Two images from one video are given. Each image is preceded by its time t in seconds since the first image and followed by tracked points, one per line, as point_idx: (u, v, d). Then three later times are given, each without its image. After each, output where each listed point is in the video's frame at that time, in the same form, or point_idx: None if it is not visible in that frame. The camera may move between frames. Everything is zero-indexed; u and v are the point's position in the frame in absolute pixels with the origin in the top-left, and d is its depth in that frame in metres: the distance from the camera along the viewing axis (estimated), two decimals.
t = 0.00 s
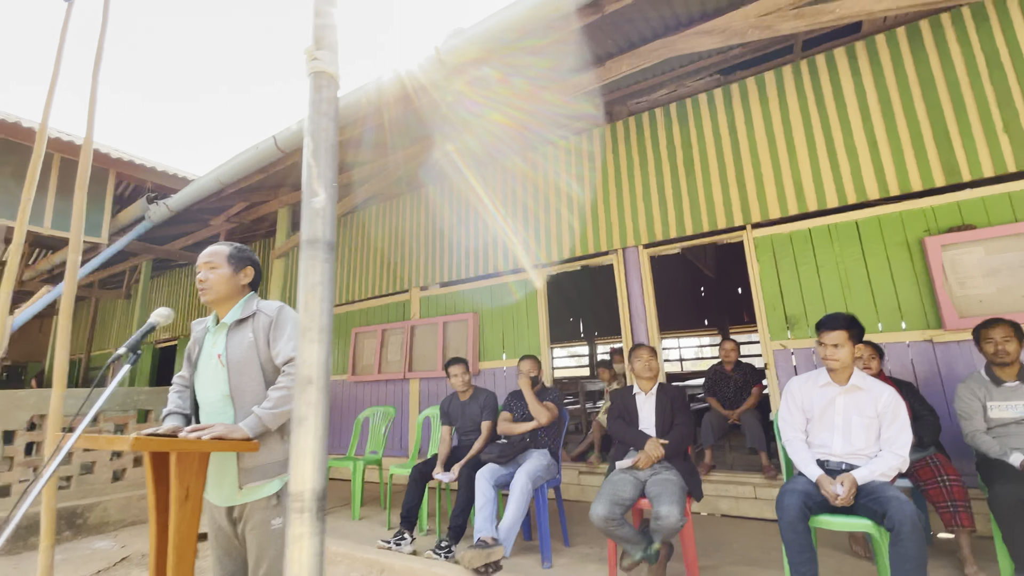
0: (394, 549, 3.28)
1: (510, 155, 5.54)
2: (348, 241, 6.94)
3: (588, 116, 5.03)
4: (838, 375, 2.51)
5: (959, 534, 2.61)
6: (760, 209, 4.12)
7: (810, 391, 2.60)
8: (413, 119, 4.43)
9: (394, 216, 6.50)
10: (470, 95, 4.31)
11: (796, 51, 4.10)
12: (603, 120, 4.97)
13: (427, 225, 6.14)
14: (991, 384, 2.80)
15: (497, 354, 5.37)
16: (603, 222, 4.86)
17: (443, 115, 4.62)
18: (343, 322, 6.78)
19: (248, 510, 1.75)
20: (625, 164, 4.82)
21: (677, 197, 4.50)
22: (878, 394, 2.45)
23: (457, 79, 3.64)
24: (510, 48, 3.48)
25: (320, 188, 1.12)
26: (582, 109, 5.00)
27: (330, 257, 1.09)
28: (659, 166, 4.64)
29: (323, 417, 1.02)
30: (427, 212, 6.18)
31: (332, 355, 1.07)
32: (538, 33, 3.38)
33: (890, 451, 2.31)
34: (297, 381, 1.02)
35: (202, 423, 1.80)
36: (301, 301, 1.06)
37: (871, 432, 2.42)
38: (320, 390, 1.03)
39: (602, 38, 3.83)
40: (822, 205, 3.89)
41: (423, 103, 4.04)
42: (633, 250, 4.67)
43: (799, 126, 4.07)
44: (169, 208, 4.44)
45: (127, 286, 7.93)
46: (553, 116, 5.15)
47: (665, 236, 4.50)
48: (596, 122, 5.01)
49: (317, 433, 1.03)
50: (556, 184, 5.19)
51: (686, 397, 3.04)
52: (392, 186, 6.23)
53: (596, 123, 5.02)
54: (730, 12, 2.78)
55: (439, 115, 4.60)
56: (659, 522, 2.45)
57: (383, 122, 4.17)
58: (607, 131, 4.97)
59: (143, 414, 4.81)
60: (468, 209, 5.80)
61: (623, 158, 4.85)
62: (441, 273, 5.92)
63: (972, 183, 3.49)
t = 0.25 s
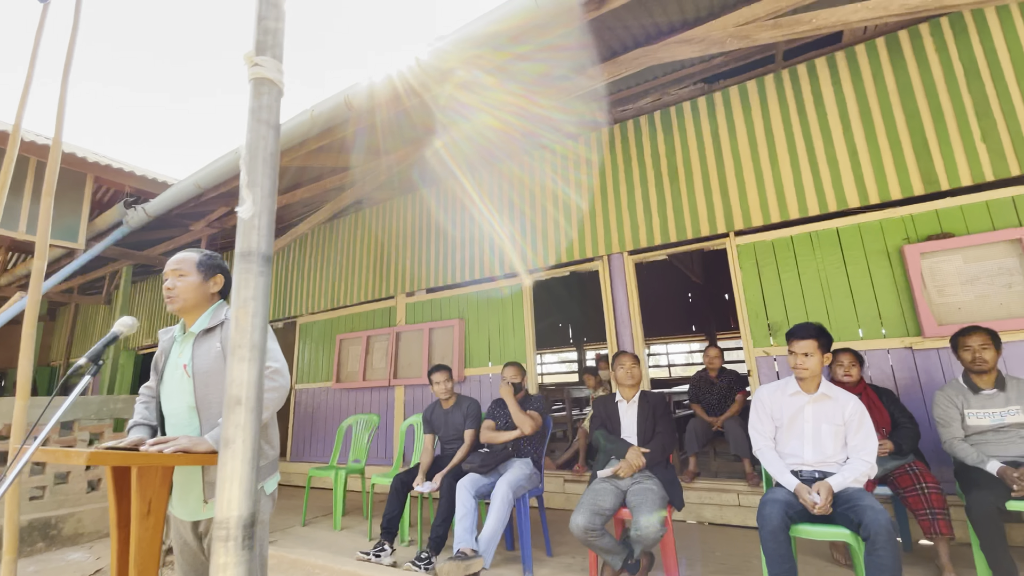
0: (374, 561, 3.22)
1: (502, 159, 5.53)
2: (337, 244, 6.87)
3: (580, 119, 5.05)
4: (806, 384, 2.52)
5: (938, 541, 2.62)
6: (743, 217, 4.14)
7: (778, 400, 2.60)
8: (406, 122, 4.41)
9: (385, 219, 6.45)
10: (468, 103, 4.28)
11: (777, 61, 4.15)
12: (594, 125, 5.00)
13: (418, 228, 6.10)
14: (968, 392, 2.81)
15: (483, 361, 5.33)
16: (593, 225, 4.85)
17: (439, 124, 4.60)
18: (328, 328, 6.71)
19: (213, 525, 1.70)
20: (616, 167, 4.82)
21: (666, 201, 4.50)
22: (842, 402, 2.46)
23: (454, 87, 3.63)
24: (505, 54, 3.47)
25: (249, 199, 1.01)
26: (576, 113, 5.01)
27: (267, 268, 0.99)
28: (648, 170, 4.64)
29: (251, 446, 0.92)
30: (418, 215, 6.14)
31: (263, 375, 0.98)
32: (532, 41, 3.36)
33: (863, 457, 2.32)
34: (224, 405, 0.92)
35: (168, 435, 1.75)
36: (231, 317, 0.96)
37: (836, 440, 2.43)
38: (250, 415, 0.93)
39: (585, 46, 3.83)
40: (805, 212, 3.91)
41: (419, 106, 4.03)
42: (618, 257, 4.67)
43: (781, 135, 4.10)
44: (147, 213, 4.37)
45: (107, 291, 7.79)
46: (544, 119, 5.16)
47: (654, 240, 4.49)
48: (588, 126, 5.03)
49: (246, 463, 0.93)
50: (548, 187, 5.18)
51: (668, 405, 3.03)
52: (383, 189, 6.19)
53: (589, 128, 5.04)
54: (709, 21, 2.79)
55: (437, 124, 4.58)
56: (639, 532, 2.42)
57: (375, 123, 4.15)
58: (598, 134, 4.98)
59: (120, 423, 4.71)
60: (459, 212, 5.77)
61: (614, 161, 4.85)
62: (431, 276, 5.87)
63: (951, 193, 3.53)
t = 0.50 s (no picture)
0: (358, 564, 3.22)
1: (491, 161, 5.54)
2: (325, 245, 6.84)
3: (570, 121, 5.08)
4: (780, 385, 2.55)
5: (915, 540, 2.64)
6: (726, 219, 4.19)
7: (756, 402, 2.63)
8: (398, 125, 4.40)
9: (374, 221, 6.43)
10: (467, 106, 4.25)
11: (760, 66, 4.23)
12: (584, 127, 5.03)
13: (407, 229, 6.10)
14: (944, 393, 2.85)
15: (470, 363, 5.33)
16: (580, 227, 4.88)
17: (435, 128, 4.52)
18: (316, 330, 6.68)
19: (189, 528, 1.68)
20: (604, 170, 4.85)
21: (652, 202, 4.54)
22: (817, 401, 2.51)
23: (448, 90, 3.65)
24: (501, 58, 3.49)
25: (219, 199, 0.99)
26: (567, 115, 5.05)
27: (225, 272, 0.97)
28: (634, 173, 4.68)
29: (204, 450, 0.91)
30: (408, 216, 6.13)
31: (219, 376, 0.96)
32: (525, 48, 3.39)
33: (839, 455, 2.36)
34: (174, 408, 0.90)
35: (143, 438, 1.73)
36: (185, 319, 0.94)
37: (814, 438, 2.47)
38: (203, 418, 0.92)
39: (569, 50, 3.85)
40: (786, 214, 3.97)
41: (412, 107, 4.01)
42: (603, 258, 4.70)
43: (763, 139, 4.16)
44: (129, 214, 4.33)
45: (91, 293, 7.70)
46: (535, 121, 5.20)
47: (639, 242, 4.53)
48: (577, 128, 5.05)
49: (198, 467, 0.91)
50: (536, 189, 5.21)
51: (651, 405, 3.06)
52: (371, 190, 6.17)
53: (579, 130, 5.06)
54: (688, 27, 2.81)
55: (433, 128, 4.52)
56: (620, 532, 2.44)
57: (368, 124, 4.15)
58: (587, 137, 5.01)
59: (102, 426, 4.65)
60: (448, 214, 5.79)
61: (602, 163, 4.88)
62: (419, 277, 5.87)
63: (927, 196, 3.60)
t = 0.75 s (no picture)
0: (343, 564, 3.23)
1: (484, 162, 5.56)
2: (317, 245, 6.82)
3: (563, 122, 5.09)
4: (757, 384, 2.61)
5: (891, 536, 2.69)
6: (711, 221, 4.24)
7: (735, 403, 2.67)
8: (392, 125, 4.37)
9: (366, 221, 6.42)
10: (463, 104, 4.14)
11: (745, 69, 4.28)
12: (577, 129, 5.04)
13: (399, 230, 6.09)
14: (920, 391, 2.90)
15: (459, 363, 5.35)
16: (569, 227, 4.91)
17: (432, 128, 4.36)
18: (305, 330, 6.67)
19: (167, 529, 1.69)
20: (595, 171, 4.87)
21: (640, 203, 4.57)
22: (790, 399, 2.55)
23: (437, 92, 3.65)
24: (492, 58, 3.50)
25: (176, 209, 1.04)
26: (560, 116, 5.06)
27: (180, 279, 1.02)
28: (623, 174, 4.71)
29: (160, 449, 0.96)
30: (401, 217, 6.12)
31: (174, 378, 1.01)
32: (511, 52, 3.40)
33: (815, 452, 2.39)
34: (130, 410, 0.94)
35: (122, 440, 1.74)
36: (142, 324, 0.98)
37: (791, 436, 2.51)
38: (157, 419, 0.96)
39: (554, 53, 3.88)
40: (770, 216, 4.02)
41: (405, 106, 3.98)
42: (591, 259, 4.73)
43: (747, 141, 4.20)
44: (114, 214, 4.31)
45: (78, 293, 7.64)
46: (528, 122, 5.21)
47: (628, 243, 4.56)
48: (569, 130, 5.06)
49: (153, 467, 0.96)
50: (527, 190, 5.22)
51: (635, 405, 3.09)
52: (362, 190, 6.17)
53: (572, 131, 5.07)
54: (670, 30, 2.85)
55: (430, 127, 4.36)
56: (601, 530, 2.46)
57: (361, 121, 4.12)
58: (579, 138, 5.03)
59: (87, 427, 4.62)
60: (441, 215, 5.79)
61: (592, 164, 4.90)
62: (410, 277, 5.87)
63: (906, 199, 3.65)
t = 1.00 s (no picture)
0: (326, 566, 3.23)
1: (473, 164, 5.58)
2: (305, 246, 6.80)
3: (553, 126, 5.11)
4: (731, 385, 2.66)
5: (864, 535, 2.73)
6: (693, 224, 4.30)
7: (711, 403, 2.73)
8: (384, 126, 4.35)
9: (355, 222, 6.40)
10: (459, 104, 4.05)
11: (726, 75, 4.36)
12: (567, 132, 5.06)
13: (387, 231, 6.09)
14: (891, 392, 2.97)
15: (446, 365, 5.37)
16: (556, 230, 4.94)
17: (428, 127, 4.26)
18: (292, 332, 6.65)
19: (143, 532, 1.71)
20: (583, 175, 4.90)
21: (625, 206, 4.62)
22: (764, 400, 2.60)
23: (425, 94, 3.67)
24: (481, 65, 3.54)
25: (126, 220, 1.06)
26: (552, 120, 5.08)
27: (134, 289, 1.05)
28: (610, 177, 4.75)
29: (112, 453, 0.99)
30: (391, 217, 6.11)
31: (128, 384, 1.04)
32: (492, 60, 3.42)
33: (787, 451, 2.45)
34: (82, 414, 0.97)
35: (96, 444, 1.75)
36: (95, 331, 1.01)
37: (764, 436, 2.56)
38: (109, 424, 0.99)
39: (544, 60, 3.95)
40: (750, 220, 4.09)
41: (397, 107, 3.97)
42: (576, 262, 4.77)
43: (729, 145, 4.27)
44: (97, 216, 4.29)
45: (61, 294, 7.57)
46: (519, 125, 5.22)
47: (613, 246, 4.60)
48: (558, 133, 5.09)
49: (106, 470, 0.99)
50: (516, 192, 5.25)
51: (615, 406, 3.13)
52: (350, 192, 6.16)
53: (562, 135, 5.09)
54: (646, 39, 2.90)
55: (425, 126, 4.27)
56: (579, 530, 2.49)
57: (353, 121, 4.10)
58: (568, 142, 5.05)
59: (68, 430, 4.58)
60: (430, 216, 5.80)
61: (580, 168, 4.93)
62: (398, 279, 5.87)
63: (881, 204, 3.73)
